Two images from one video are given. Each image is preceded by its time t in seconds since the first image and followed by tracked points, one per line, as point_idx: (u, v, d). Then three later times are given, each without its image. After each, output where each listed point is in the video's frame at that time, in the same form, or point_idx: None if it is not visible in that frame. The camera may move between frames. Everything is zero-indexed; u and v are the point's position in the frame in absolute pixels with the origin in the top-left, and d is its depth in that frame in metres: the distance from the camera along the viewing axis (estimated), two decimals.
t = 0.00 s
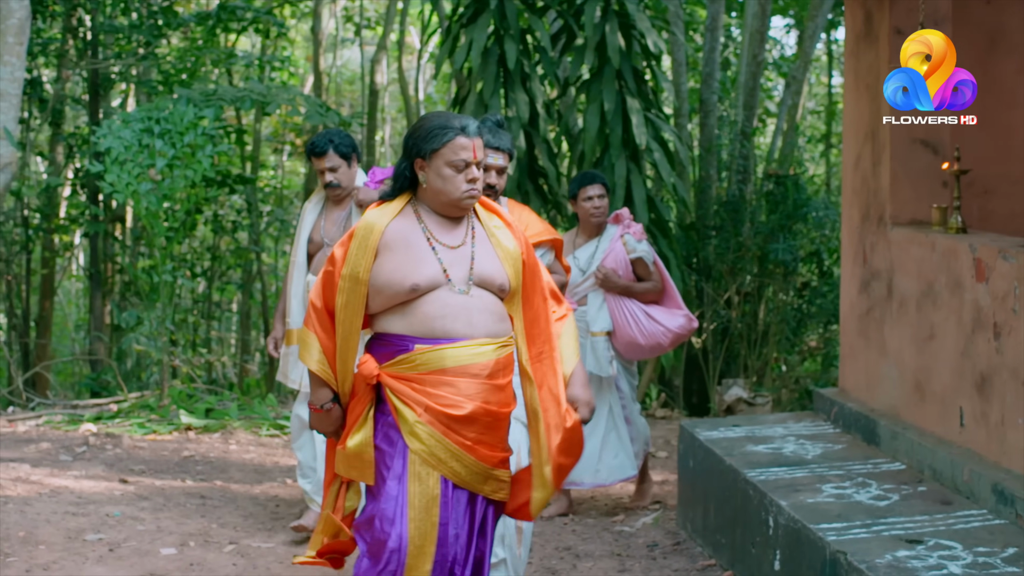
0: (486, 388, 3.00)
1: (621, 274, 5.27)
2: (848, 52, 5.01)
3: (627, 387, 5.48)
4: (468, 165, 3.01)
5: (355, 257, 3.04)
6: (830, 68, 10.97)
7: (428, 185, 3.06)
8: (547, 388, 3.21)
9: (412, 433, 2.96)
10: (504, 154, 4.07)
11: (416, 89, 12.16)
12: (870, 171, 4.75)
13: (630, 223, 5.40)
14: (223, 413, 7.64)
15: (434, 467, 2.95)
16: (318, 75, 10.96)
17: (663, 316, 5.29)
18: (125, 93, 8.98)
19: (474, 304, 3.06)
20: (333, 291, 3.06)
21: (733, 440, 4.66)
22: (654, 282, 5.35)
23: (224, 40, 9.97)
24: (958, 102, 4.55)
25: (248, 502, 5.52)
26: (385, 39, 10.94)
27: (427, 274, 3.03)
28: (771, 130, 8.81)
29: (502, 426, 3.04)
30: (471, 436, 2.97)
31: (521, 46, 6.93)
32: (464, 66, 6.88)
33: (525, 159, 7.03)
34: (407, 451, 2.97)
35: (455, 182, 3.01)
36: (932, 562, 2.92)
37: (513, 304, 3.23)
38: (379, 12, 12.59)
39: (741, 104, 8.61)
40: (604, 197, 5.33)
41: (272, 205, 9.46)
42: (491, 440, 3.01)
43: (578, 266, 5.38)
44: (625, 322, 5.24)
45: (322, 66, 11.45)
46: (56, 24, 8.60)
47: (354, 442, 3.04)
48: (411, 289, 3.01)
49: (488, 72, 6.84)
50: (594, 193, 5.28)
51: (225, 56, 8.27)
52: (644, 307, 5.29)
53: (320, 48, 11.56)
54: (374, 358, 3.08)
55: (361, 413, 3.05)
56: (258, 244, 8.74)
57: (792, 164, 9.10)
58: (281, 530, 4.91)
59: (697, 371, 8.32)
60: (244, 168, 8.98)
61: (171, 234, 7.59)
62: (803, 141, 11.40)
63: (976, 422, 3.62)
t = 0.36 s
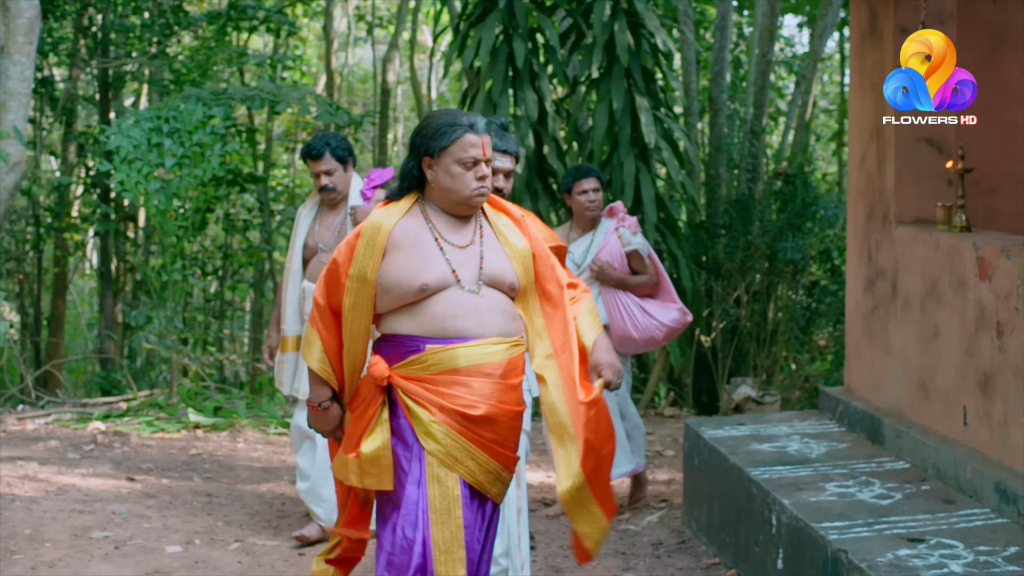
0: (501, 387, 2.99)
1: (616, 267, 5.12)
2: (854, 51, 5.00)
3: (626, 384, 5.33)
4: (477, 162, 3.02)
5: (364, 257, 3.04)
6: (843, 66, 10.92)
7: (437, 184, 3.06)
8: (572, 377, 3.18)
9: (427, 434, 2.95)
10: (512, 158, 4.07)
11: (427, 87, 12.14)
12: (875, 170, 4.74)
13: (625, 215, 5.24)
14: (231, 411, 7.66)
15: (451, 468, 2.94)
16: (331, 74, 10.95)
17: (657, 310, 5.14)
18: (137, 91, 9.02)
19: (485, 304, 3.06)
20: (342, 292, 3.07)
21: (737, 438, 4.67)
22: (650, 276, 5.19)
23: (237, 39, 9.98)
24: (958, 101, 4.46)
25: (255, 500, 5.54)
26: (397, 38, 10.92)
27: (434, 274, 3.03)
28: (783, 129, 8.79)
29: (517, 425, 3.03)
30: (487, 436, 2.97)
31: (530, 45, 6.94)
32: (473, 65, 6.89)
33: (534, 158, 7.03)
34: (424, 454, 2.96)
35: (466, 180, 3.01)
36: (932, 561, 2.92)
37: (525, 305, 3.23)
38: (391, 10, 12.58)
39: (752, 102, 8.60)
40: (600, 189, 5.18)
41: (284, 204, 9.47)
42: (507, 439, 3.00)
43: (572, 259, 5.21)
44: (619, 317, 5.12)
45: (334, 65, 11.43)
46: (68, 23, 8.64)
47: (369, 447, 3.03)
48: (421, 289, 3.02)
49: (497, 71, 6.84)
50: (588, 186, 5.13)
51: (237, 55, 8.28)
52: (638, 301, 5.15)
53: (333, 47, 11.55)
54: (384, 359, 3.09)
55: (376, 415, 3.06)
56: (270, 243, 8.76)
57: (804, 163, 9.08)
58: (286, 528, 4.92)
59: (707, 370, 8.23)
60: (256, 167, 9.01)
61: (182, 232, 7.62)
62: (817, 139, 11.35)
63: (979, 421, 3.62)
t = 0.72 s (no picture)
0: (511, 398, 2.98)
1: (615, 261, 5.09)
2: (860, 48, 4.99)
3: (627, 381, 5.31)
4: (486, 166, 2.99)
5: (371, 264, 3.04)
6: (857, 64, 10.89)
7: (445, 188, 3.04)
8: (597, 369, 3.12)
9: (437, 446, 2.92)
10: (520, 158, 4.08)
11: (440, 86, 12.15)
12: (881, 168, 4.74)
13: (622, 210, 5.24)
14: (240, 409, 7.68)
15: (463, 481, 2.92)
16: (343, 72, 10.96)
17: (656, 304, 5.13)
18: (149, 90, 9.05)
19: (496, 311, 3.05)
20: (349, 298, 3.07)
21: (743, 437, 4.66)
22: (647, 270, 5.19)
23: (249, 38, 10.00)
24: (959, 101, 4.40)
25: (262, 498, 5.56)
26: (409, 36, 10.92)
27: (444, 282, 3.02)
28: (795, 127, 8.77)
29: (525, 436, 3.02)
30: (498, 448, 2.95)
31: (540, 44, 6.94)
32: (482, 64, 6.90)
33: (543, 156, 7.03)
34: (435, 467, 2.93)
35: (475, 184, 2.99)
36: (934, 560, 2.92)
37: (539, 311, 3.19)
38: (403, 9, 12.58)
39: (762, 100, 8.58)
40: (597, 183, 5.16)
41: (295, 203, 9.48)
42: (515, 451, 2.99)
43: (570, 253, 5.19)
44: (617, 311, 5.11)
45: (347, 63, 11.45)
46: (80, 23, 8.69)
47: (387, 461, 2.98)
48: (432, 297, 3.01)
49: (506, 70, 6.85)
50: (586, 180, 5.12)
51: (249, 53, 8.30)
52: (637, 295, 5.13)
53: (346, 46, 11.57)
54: (391, 370, 3.06)
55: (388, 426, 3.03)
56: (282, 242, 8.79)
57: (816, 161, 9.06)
58: (293, 525, 4.94)
59: (716, 368, 8.23)
60: (268, 165, 9.04)
61: (192, 231, 7.65)
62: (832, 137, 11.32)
63: (984, 419, 3.62)
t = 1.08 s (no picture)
0: (523, 408, 2.97)
1: (614, 258, 5.10)
2: (867, 47, 4.98)
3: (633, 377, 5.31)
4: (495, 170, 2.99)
5: (379, 272, 3.01)
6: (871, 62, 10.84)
7: (453, 192, 3.04)
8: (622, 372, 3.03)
9: (449, 457, 2.92)
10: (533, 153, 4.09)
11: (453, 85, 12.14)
12: (887, 167, 4.74)
13: (621, 207, 5.25)
14: (250, 407, 7.70)
15: (474, 492, 2.92)
16: (356, 71, 10.96)
17: (657, 301, 5.14)
18: (162, 89, 9.09)
19: (507, 318, 3.04)
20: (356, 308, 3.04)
21: (749, 436, 4.66)
22: (648, 267, 5.19)
23: (262, 37, 10.03)
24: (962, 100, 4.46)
25: (270, 496, 5.58)
26: (422, 35, 10.91)
27: (456, 289, 3.01)
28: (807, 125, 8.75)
29: (535, 446, 3.01)
30: (509, 458, 2.94)
31: (550, 43, 6.95)
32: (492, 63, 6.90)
33: (553, 154, 7.04)
34: (447, 477, 2.93)
35: (484, 190, 2.99)
36: (937, 559, 2.92)
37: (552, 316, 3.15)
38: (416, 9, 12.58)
39: (774, 99, 8.56)
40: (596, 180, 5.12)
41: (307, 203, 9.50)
42: (526, 461, 2.99)
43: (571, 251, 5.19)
44: (619, 309, 5.10)
45: (360, 63, 11.45)
46: (93, 22, 8.73)
47: (399, 472, 2.98)
48: (444, 305, 2.99)
49: (516, 69, 6.86)
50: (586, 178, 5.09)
51: (263, 52, 8.31)
52: (638, 293, 5.14)
53: (359, 45, 11.57)
54: (402, 378, 3.05)
55: (400, 434, 3.03)
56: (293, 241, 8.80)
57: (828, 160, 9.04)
58: (299, 523, 4.96)
59: (728, 367, 8.23)
60: (280, 164, 9.06)
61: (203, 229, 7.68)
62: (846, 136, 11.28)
63: (989, 419, 3.61)
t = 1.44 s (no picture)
0: (532, 410, 2.98)
1: (615, 259, 5.11)
2: (874, 45, 4.97)
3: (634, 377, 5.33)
4: (502, 168, 2.99)
5: (389, 275, 3.00)
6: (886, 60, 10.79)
7: (460, 191, 3.04)
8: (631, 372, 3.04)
9: (460, 461, 2.93)
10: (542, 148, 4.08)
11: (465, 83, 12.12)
12: (894, 165, 4.73)
13: (622, 207, 5.22)
14: (259, 405, 7.72)
15: (486, 496, 2.94)
16: (369, 69, 10.95)
17: (659, 301, 5.15)
18: (175, 86, 9.12)
19: (517, 319, 3.05)
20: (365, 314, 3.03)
21: (755, 434, 4.66)
22: (648, 267, 5.20)
23: (274, 35, 10.04)
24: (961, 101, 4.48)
25: (277, 493, 5.60)
26: (434, 33, 10.89)
27: (466, 291, 3.01)
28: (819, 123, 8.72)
29: (545, 448, 3.03)
30: (520, 461, 2.96)
31: (560, 41, 6.95)
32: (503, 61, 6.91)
33: (563, 152, 7.04)
34: (459, 481, 2.94)
35: (490, 188, 2.99)
36: (939, 557, 2.93)
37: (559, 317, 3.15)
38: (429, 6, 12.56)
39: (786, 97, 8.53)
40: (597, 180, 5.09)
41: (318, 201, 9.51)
42: (536, 463, 3.00)
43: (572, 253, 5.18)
44: (621, 309, 5.10)
45: (372, 61, 11.45)
46: (106, 21, 8.76)
47: (410, 475, 2.98)
48: (456, 308, 2.99)
49: (526, 66, 6.86)
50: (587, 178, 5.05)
51: (275, 51, 8.32)
52: (640, 293, 5.14)
53: (372, 43, 11.57)
54: (410, 380, 3.05)
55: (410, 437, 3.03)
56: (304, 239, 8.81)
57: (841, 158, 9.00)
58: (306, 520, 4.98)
59: (738, 366, 8.22)
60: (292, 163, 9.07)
61: (214, 227, 7.70)
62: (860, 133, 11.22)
63: (993, 417, 3.61)
